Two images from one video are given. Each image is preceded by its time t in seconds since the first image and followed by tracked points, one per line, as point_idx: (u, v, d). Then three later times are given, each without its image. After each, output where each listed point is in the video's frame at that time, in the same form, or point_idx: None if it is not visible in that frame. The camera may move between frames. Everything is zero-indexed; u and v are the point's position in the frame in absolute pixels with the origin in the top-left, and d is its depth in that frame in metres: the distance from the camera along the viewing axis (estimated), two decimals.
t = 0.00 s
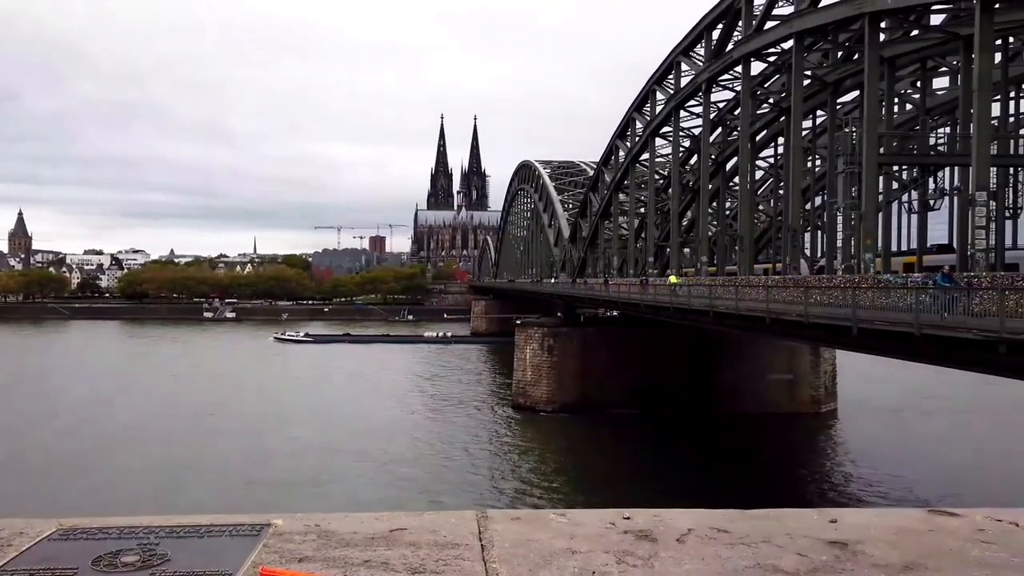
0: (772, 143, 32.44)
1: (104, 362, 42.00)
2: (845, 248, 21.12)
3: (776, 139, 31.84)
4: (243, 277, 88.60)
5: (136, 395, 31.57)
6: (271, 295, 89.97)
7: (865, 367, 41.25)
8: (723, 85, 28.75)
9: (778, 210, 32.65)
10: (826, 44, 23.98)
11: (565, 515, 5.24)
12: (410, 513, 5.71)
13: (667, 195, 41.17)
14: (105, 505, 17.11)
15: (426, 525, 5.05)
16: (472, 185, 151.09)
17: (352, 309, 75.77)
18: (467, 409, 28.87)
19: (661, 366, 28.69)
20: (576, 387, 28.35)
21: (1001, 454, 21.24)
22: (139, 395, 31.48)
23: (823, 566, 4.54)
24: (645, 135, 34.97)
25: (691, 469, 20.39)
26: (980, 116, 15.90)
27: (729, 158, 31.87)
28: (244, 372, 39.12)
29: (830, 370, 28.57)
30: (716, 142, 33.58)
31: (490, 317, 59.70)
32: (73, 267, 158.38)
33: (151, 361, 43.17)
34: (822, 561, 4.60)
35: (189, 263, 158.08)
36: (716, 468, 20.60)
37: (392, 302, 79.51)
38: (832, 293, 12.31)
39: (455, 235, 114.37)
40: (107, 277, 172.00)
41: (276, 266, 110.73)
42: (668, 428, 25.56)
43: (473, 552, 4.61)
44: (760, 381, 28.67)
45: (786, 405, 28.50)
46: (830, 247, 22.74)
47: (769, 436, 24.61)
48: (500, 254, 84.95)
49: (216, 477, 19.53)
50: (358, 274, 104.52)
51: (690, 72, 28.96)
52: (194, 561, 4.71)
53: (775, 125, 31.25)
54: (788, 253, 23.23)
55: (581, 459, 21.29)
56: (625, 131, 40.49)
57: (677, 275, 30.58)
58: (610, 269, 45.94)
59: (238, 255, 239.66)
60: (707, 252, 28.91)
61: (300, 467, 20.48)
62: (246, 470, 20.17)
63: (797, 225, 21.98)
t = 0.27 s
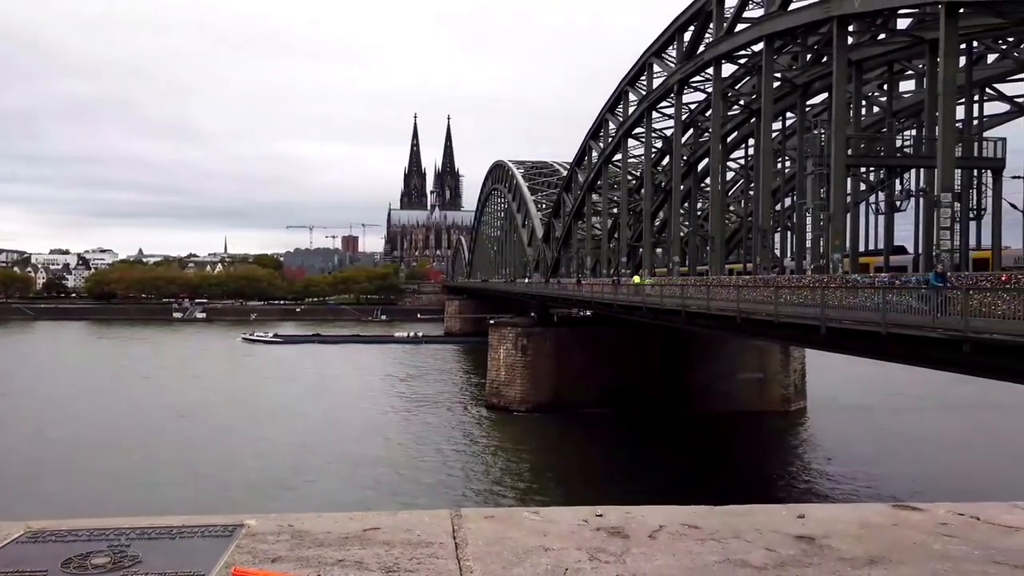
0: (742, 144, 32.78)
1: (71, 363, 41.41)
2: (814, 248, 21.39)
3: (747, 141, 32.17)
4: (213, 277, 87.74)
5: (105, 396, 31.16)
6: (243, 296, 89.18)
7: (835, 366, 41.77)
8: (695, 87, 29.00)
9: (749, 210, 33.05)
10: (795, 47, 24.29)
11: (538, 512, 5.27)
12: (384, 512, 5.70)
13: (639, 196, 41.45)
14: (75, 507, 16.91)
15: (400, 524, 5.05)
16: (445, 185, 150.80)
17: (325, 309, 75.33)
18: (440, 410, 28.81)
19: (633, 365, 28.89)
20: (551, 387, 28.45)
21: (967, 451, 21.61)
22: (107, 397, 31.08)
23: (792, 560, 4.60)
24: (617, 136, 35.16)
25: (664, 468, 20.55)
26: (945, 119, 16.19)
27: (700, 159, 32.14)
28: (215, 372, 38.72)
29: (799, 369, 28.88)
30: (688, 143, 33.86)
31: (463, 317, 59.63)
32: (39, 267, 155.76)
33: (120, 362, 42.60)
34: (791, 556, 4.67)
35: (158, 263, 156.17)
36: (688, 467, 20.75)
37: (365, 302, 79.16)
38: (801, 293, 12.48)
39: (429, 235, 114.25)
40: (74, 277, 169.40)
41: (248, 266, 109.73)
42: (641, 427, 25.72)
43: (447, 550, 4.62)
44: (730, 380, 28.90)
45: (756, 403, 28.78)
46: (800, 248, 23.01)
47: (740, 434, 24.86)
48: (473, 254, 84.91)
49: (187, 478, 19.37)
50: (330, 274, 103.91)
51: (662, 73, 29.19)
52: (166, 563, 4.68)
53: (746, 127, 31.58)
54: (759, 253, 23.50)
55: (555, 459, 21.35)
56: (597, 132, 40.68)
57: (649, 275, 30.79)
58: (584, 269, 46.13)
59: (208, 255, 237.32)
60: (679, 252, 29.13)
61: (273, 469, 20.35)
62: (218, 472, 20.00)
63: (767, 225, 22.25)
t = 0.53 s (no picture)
0: (719, 145, 33.01)
1: (44, 364, 40.86)
2: (790, 248, 21.61)
3: (723, 142, 32.40)
4: (189, 276, 86.94)
5: (79, 397, 30.80)
6: (219, 295, 88.46)
7: (810, 364, 42.16)
8: (672, 88, 29.17)
9: (726, 211, 33.28)
10: (771, 49, 24.51)
11: (519, 511, 5.28)
12: (364, 513, 5.69)
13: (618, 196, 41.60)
14: (49, 509, 16.73)
15: (380, 523, 5.04)
16: (424, 185, 150.43)
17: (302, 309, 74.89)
18: (419, 410, 28.74)
19: (612, 364, 28.98)
20: (530, 386, 28.49)
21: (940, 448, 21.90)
22: (82, 398, 30.72)
23: (770, 557, 4.64)
24: (596, 136, 35.28)
25: (642, 467, 20.63)
26: (918, 121, 16.39)
27: (677, 160, 32.33)
28: (191, 373, 38.38)
29: (775, 367, 29.07)
30: (665, 144, 34.05)
31: (442, 317, 59.53)
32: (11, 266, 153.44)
33: (93, 363, 42.09)
34: (770, 552, 4.71)
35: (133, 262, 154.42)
36: (666, 465, 20.86)
37: (343, 301, 78.79)
38: (777, 292, 12.60)
39: (407, 234, 113.96)
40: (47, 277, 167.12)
41: (224, 266, 108.79)
42: (620, 426, 25.84)
43: (429, 550, 4.62)
44: (708, 378, 29.04)
45: (733, 401, 28.94)
46: (776, 248, 23.21)
47: (718, 432, 25.01)
48: (452, 253, 84.80)
49: (164, 479, 19.20)
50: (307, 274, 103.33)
51: (640, 74, 29.32)
52: (145, 564, 4.64)
53: (723, 128, 31.81)
54: (736, 253, 23.67)
55: (534, 458, 21.38)
56: (576, 132, 40.79)
57: (627, 275, 30.92)
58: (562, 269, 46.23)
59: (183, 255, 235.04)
60: (657, 252, 29.27)
61: (251, 470, 20.21)
62: (195, 473, 19.84)
63: (744, 225, 22.43)
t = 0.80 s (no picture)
0: (695, 145, 33.22)
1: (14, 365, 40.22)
2: (764, 248, 21.80)
3: (699, 142, 32.61)
4: (163, 276, 85.98)
5: (51, 398, 30.37)
6: (193, 295, 87.57)
7: (785, 363, 42.48)
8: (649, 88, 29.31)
9: (701, 211, 33.51)
10: (746, 50, 24.72)
11: (494, 511, 5.29)
12: (339, 514, 5.66)
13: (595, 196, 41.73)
14: (22, 512, 16.51)
15: (356, 524, 5.02)
16: (401, 185, 149.88)
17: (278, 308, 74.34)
18: (397, 410, 28.64)
19: (589, 364, 29.06)
20: (507, 386, 28.50)
21: (911, 446, 22.17)
22: (53, 398, 30.29)
23: (743, 553, 4.69)
24: (573, 136, 35.37)
25: (619, 466, 20.69)
26: (890, 122, 16.59)
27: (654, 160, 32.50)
28: (165, 374, 37.97)
29: (750, 366, 29.27)
30: (642, 144, 34.21)
31: (419, 317, 59.35)
32: None
33: (64, 363, 41.48)
34: (744, 548, 4.76)
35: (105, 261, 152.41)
36: (643, 464, 20.95)
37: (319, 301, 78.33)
38: (753, 292, 12.70)
39: (384, 234, 113.52)
40: (17, 276, 164.52)
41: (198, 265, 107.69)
42: (599, 425, 25.90)
43: (405, 550, 4.62)
44: (684, 377, 29.19)
45: (709, 400, 29.09)
46: (751, 247, 23.38)
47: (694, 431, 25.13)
48: (430, 253, 84.61)
49: (139, 481, 18.99)
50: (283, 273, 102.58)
51: (617, 74, 29.42)
52: (116, 567, 4.59)
53: (699, 128, 32.02)
54: (711, 253, 23.84)
55: (511, 458, 21.38)
56: (553, 132, 40.87)
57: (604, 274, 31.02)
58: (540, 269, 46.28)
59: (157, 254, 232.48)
60: (633, 252, 29.41)
61: (227, 471, 20.05)
62: (171, 474, 19.65)
63: (720, 225, 22.59)
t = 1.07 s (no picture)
0: (675, 146, 33.38)
1: None
2: (745, 248, 21.92)
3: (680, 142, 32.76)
4: (142, 276, 85.20)
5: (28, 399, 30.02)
6: (172, 295, 86.85)
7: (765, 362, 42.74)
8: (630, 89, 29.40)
9: (682, 210, 33.66)
10: (727, 52, 24.86)
11: (475, 511, 5.30)
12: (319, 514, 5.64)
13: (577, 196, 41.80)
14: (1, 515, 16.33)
15: (336, 524, 5.01)
16: (383, 184, 149.39)
17: (258, 308, 73.90)
18: (379, 410, 28.57)
19: (571, 363, 29.11)
20: (489, 386, 28.50)
21: (889, 444, 22.38)
22: (31, 400, 29.94)
23: (721, 551, 4.71)
24: (555, 136, 35.43)
25: (601, 465, 20.74)
26: (868, 123, 16.75)
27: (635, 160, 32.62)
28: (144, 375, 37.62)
29: (731, 365, 29.45)
30: (623, 144, 34.31)
31: (401, 317, 59.20)
32: None
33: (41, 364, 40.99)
34: (722, 545, 4.78)
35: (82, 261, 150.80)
36: (625, 463, 21.01)
37: (300, 301, 77.92)
38: (733, 292, 12.78)
39: (366, 234, 113.14)
40: None
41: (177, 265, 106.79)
42: (581, 424, 25.96)
43: (384, 549, 4.62)
44: (665, 376, 29.31)
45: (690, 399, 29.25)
46: (732, 248, 23.52)
47: (675, 430, 25.24)
48: (411, 253, 84.44)
49: (119, 483, 18.84)
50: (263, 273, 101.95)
51: (598, 74, 29.49)
52: (92, 569, 4.54)
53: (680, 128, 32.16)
54: (692, 253, 23.95)
55: (493, 458, 21.37)
56: (535, 132, 40.92)
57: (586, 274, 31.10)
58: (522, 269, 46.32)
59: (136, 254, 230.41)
60: (615, 251, 29.47)
61: (208, 472, 19.92)
62: (152, 476, 19.50)
63: (701, 225, 22.70)
